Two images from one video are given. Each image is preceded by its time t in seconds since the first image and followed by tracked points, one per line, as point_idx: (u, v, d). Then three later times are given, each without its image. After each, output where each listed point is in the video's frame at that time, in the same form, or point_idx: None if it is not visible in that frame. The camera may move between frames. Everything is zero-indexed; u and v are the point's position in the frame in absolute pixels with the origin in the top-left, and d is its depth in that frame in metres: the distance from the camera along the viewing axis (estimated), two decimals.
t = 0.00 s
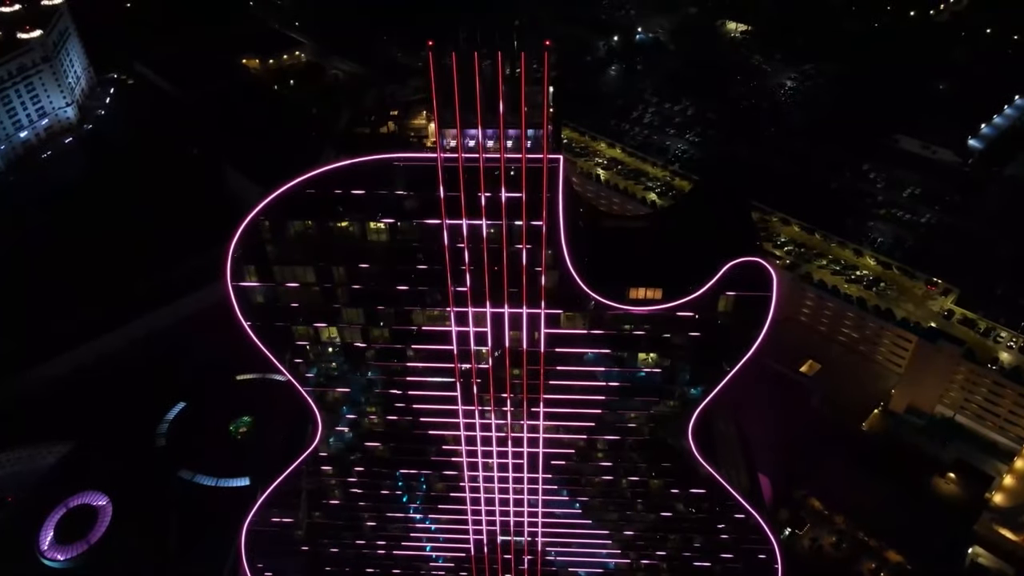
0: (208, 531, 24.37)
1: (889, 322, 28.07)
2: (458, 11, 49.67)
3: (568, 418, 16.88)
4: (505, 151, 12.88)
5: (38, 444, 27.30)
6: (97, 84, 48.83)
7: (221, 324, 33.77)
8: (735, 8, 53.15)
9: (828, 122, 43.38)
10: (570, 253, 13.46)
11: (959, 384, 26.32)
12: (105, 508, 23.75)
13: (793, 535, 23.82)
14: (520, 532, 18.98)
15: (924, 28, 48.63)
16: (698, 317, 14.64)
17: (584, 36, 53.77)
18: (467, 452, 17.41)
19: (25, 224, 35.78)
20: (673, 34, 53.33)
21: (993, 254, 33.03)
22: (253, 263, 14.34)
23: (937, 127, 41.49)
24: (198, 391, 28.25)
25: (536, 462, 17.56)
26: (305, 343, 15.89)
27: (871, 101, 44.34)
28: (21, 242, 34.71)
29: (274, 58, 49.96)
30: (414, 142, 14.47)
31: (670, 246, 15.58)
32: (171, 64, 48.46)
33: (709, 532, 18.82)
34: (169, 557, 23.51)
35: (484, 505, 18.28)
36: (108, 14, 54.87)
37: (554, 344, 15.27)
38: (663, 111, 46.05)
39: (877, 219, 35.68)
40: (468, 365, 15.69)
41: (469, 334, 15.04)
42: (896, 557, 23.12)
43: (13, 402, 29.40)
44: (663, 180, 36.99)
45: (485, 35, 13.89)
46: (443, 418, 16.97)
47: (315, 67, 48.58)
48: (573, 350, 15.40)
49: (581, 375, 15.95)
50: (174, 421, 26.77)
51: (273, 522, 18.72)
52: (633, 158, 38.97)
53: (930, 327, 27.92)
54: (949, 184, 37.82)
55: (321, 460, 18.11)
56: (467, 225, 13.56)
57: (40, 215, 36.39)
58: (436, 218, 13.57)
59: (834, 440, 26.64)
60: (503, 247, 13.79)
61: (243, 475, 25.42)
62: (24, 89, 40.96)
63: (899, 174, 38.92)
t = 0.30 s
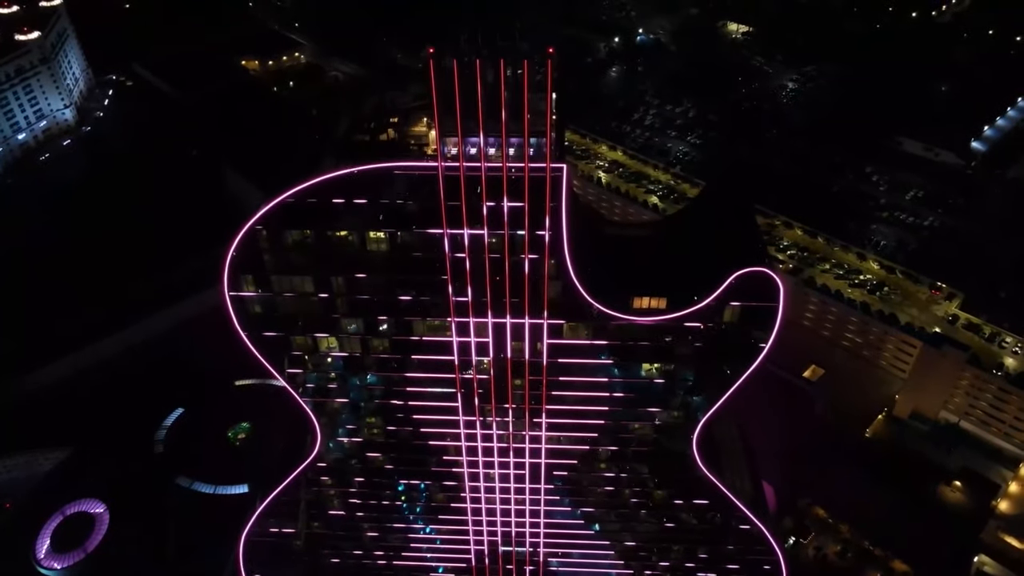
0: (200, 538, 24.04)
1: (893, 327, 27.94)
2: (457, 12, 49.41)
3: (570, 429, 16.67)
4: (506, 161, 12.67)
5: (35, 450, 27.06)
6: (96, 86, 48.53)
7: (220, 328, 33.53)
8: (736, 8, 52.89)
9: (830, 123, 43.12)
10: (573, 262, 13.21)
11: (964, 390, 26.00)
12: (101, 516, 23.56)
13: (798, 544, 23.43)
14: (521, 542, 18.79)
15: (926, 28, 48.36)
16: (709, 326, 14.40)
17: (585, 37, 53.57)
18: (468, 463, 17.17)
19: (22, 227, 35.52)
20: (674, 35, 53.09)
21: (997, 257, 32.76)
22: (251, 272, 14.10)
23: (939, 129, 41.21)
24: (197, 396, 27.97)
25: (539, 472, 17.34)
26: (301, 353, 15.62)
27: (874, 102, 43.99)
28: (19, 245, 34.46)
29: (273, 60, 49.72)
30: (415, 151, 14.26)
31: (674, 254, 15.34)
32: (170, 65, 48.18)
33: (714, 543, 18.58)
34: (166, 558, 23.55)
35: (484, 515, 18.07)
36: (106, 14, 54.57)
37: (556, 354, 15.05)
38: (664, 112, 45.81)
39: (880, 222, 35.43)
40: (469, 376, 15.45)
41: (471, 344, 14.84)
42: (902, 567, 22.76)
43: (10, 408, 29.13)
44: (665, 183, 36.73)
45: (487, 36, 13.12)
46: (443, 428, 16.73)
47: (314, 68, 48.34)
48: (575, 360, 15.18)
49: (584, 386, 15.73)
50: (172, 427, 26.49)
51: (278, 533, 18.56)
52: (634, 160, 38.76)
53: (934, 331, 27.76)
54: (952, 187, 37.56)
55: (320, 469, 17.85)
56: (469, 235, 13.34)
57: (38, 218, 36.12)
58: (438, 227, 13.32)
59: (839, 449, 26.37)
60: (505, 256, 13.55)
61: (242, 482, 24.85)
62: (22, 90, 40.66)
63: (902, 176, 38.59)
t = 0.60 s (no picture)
0: (193, 543, 23.66)
1: (897, 332, 27.69)
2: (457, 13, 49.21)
3: (573, 440, 16.45)
4: (509, 170, 12.49)
5: (32, 457, 26.75)
6: (94, 88, 48.21)
7: (219, 333, 33.27)
8: (737, 10, 52.71)
9: (831, 125, 42.90)
10: (575, 272, 12.98)
11: (969, 396, 25.89)
12: (99, 524, 23.24)
13: (801, 553, 23.64)
14: (523, 553, 18.51)
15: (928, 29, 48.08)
16: (719, 336, 14.17)
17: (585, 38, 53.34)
18: (469, 474, 16.90)
19: (19, 231, 35.19)
20: (675, 37, 52.89)
21: (1000, 261, 32.50)
22: (249, 282, 13.86)
23: (942, 130, 40.99)
24: (193, 403, 27.77)
25: (541, 483, 17.18)
26: (299, 363, 15.27)
27: (876, 104, 43.75)
28: (17, 248, 34.15)
29: (272, 61, 49.51)
30: (414, 159, 14.04)
31: (679, 263, 15.11)
32: (169, 67, 47.93)
33: (719, 555, 18.31)
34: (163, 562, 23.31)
35: (487, 526, 17.87)
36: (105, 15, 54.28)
37: (559, 365, 14.81)
38: (665, 114, 45.61)
39: (883, 225, 35.20)
40: (470, 387, 15.22)
41: (472, 355, 14.59)
42: None
43: (7, 413, 28.84)
44: (668, 187, 36.47)
45: (488, 45, 14.30)
46: (443, 438, 16.49)
47: (315, 70, 48.20)
48: (578, 371, 14.92)
49: (588, 397, 15.48)
50: (170, 433, 26.26)
51: (281, 540, 18.46)
52: (635, 163, 38.56)
53: (939, 336, 27.54)
54: (955, 189, 37.31)
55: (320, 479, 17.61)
56: (470, 244, 13.10)
57: (36, 221, 35.82)
58: (439, 237, 13.09)
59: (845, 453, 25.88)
60: (508, 266, 13.31)
61: (240, 489, 24.52)
62: (20, 92, 40.31)
63: (905, 179, 38.30)
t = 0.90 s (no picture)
0: (190, 553, 23.25)
1: (901, 337, 27.46)
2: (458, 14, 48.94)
3: (576, 452, 16.21)
4: (511, 179, 12.22)
5: (29, 464, 26.48)
6: (93, 90, 47.91)
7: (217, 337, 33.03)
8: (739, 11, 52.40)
9: (834, 127, 42.63)
10: (579, 281, 12.76)
11: (974, 401, 25.60)
12: (95, 532, 23.10)
13: (807, 562, 22.90)
14: (525, 564, 18.06)
15: (930, 31, 47.78)
16: (722, 348, 14.03)
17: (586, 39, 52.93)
18: (470, 485, 16.57)
19: (17, 234, 34.89)
20: (676, 38, 52.63)
21: (1005, 265, 32.21)
22: (246, 292, 13.61)
23: (945, 133, 40.72)
24: (191, 406, 27.36)
25: (542, 494, 16.82)
26: (296, 374, 15.10)
27: (878, 105, 43.49)
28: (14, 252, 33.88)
29: (272, 62, 49.24)
30: (415, 166, 13.83)
31: (683, 273, 14.88)
32: (168, 69, 47.67)
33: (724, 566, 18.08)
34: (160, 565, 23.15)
35: (488, 536, 17.56)
36: (104, 17, 54.07)
37: (562, 377, 14.58)
38: (667, 116, 45.35)
39: (885, 228, 34.96)
40: (472, 398, 15.01)
41: (474, 366, 14.36)
42: None
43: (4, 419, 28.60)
44: (670, 190, 36.16)
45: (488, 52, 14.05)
46: (441, 449, 16.34)
47: (314, 71, 47.95)
48: (581, 382, 14.71)
49: (591, 407, 15.23)
50: (168, 440, 25.92)
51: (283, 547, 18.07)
52: (636, 165, 38.33)
53: (944, 342, 27.26)
54: (959, 191, 36.97)
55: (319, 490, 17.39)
56: (472, 255, 12.87)
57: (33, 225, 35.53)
58: (440, 246, 12.86)
59: (849, 463, 25.81)
60: (510, 277, 13.00)
61: (239, 497, 23.96)
62: (17, 94, 39.99)
63: (908, 182, 38.07)
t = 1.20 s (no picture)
0: (188, 560, 22.81)
1: (905, 343, 27.45)
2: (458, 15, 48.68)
3: (578, 462, 16.00)
4: (514, 190, 11.86)
5: (26, 471, 26.18)
6: (92, 91, 47.14)
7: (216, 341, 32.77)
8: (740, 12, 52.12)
9: (835, 129, 42.39)
10: (582, 291, 12.48)
11: (979, 407, 25.21)
12: (92, 540, 22.79)
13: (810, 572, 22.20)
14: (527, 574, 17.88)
15: (932, 32, 47.54)
16: (726, 359, 13.81)
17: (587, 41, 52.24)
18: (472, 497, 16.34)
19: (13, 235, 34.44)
20: (676, 39, 52.35)
21: (1009, 269, 31.95)
22: (242, 301, 13.36)
23: (947, 135, 40.44)
24: (190, 413, 27.22)
25: (545, 505, 16.56)
26: (293, 385, 14.78)
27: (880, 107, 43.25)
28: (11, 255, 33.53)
29: (271, 64, 48.98)
30: (415, 175, 13.82)
31: (688, 281, 14.60)
32: (167, 70, 47.37)
33: None
34: None
35: (489, 548, 17.36)
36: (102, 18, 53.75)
37: (564, 389, 14.32)
38: (668, 117, 45.10)
39: (887, 231, 34.71)
40: (473, 409, 14.75)
41: (475, 377, 14.10)
42: None
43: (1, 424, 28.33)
44: (672, 193, 35.81)
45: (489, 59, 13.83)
46: (442, 461, 16.15)
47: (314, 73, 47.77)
48: (584, 394, 14.46)
49: (595, 419, 14.99)
50: (165, 447, 25.84)
51: (276, 560, 17.78)
52: (638, 168, 38.11)
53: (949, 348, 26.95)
54: (961, 194, 36.70)
55: (314, 503, 17.18)
56: (473, 265, 12.53)
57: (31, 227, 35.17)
58: (441, 258, 12.58)
59: (854, 471, 25.60)
60: (513, 288, 12.75)
61: (238, 504, 23.82)
62: (14, 95, 39.41)
63: (910, 186, 37.82)
